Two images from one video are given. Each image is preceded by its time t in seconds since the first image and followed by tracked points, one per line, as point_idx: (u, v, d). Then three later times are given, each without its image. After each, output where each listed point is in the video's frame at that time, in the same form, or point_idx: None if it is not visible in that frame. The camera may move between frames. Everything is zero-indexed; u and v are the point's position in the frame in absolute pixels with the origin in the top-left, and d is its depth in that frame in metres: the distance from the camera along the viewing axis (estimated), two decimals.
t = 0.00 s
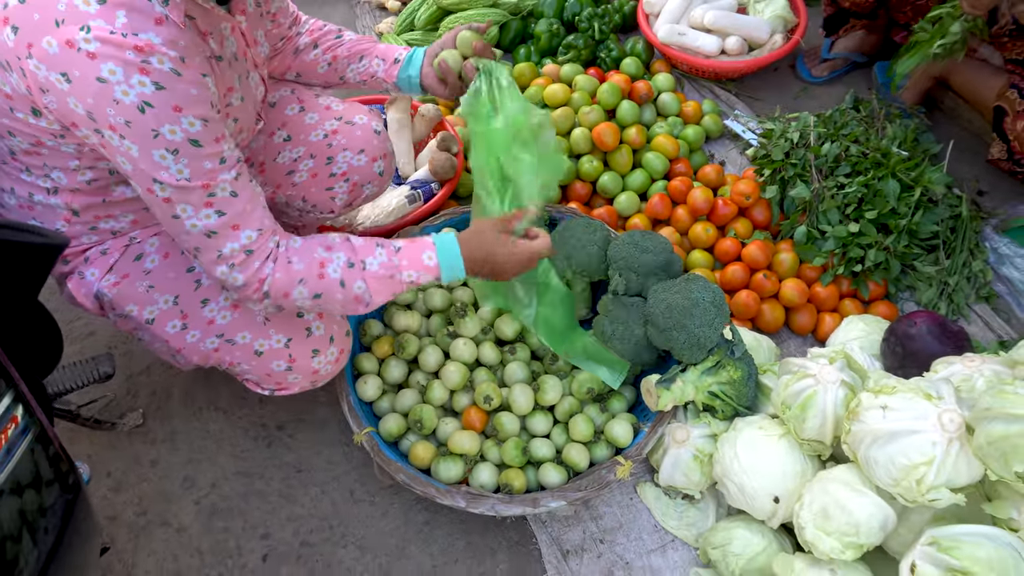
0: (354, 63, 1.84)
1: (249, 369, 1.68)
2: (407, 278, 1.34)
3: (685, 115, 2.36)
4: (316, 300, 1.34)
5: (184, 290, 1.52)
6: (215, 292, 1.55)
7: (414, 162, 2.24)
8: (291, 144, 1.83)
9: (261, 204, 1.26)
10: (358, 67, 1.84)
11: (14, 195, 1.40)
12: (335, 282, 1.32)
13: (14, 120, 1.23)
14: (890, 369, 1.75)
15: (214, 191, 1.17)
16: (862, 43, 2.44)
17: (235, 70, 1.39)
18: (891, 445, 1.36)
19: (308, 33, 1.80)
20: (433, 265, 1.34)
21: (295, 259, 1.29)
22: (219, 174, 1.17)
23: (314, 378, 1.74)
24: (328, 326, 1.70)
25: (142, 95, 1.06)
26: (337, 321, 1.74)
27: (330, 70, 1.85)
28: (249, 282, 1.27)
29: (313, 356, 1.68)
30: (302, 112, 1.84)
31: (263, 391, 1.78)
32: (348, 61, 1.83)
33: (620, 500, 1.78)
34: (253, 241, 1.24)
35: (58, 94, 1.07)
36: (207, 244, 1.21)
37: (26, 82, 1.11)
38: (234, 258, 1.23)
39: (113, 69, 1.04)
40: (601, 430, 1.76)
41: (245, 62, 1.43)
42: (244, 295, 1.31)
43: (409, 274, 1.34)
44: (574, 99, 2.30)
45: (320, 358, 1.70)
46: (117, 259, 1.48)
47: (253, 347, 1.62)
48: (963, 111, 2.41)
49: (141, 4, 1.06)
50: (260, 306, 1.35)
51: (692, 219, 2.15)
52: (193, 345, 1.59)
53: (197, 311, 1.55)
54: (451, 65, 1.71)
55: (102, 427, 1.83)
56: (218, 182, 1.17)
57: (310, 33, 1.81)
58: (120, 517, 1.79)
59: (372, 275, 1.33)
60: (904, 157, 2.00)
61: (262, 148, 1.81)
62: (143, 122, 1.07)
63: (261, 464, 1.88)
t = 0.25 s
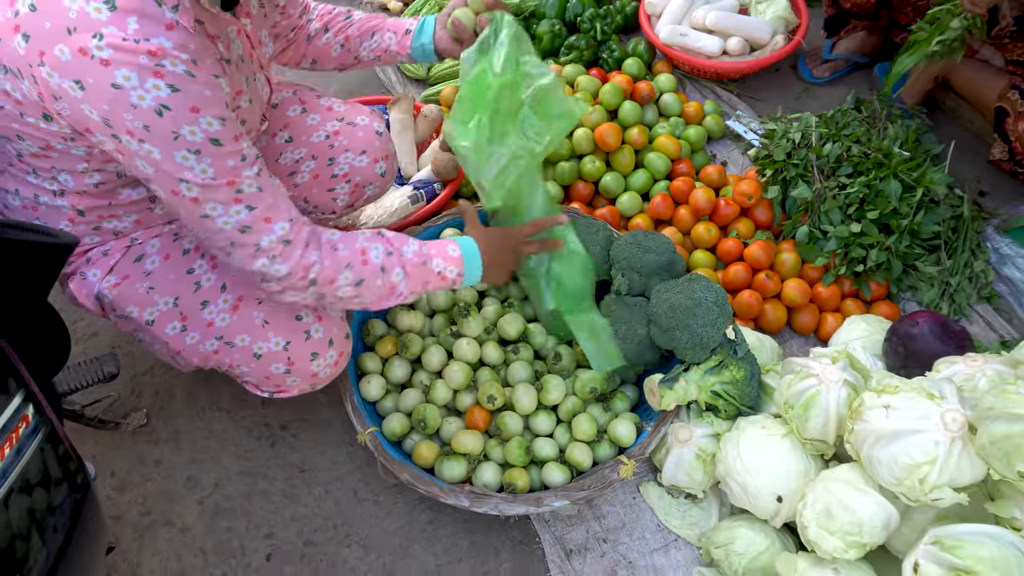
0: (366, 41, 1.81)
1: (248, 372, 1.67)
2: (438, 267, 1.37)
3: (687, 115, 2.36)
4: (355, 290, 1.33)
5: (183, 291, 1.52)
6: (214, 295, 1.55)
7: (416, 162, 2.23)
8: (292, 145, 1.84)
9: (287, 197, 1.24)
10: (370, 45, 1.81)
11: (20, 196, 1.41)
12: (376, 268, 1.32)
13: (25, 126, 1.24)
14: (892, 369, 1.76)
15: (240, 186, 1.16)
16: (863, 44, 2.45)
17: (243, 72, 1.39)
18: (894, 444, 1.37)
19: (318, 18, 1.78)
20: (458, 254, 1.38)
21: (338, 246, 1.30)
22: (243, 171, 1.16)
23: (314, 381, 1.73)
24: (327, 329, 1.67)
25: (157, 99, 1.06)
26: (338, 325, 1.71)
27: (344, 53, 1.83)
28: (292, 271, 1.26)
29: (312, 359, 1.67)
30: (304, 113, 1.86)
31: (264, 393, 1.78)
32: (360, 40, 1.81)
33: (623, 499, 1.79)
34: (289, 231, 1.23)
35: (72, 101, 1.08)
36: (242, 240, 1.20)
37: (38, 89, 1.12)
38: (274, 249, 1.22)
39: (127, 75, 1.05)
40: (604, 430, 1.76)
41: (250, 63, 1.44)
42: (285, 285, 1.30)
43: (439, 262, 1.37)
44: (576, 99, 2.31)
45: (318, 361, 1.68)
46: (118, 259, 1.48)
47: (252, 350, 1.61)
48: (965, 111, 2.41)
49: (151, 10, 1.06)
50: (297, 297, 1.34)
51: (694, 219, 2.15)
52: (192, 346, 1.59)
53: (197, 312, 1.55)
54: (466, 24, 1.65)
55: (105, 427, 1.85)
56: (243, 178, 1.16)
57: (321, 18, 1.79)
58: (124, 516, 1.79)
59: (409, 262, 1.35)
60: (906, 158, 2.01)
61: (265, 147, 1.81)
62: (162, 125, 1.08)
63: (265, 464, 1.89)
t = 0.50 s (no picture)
0: None
1: (251, 366, 1.68)
2: (457, 252, 1.47)
3: (689, 108, 2.36)
4: (385, 277, 1.39)
5: (187, 287, 1.53)
6: (217, 290, 1.56)
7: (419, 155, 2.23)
8: (291, 136, 1.83)
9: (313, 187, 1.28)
10: None
11: (25, 196, 1.40)
12: (402, 255, 1.39)
13: (42, 129, 1.23)
14: (894, 361, 1.76)
15: (274, 179, 1.19)
16: (866, 37, 2.46)
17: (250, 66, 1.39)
18: (896, 436, 1.37)
19: None
20: (472, 239, 1.48)
21: (368, 236, 1.37)
22: (275, 165, 1.19)
23: (317, 374, 1.73)
24: (330, 322, 1.68)
25: (195, 101, 1.07)
26: (340, 319, 1.71)
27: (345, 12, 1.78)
28: (326, 260, 1.30)
29: (316, 354, 1.67)
30: (301, 103, 1.83)
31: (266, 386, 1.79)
32: None
33: (625, 490, 1.79)
34: (318, 221, 1.27)
35: (104, 109, 1.07)
36: (278, 232, 1.24)
37: (67, 98, 1.11)
38: (309, 240, 1.27)
39: (164, 81, 1.05)
40: (607, 421, 1.77)
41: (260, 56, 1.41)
42: (318, 278, 1.35)
43: (457, 247, 1.46)
44: (579, 92, 2.31)
45: (323, 355, 1.68)
46: (122, 254, 1.49)
47: (255, 345, 1.62)
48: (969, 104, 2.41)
49: (178, 16, 1.03)
50: (331, 290, 1.39)
51: (697, 212, 2.16)
52: (196, 341, 1.60)
53: (200, 307, 1.55)
54: None
55: (109, 420, 1.84)
56: (275, 171, 1.19)
57: None
58: (129, 508, 1.80)
59: (429, 247, 1.43)
60: (909, 151, 2.01)
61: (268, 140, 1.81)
62: (201, 126, 1.09)
63: (268, 455, 1.89)
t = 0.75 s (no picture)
0: None
1: (246, 367, 1.67)
2: (555, 206, 1.20)
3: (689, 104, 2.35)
4: (464, 226, 1.21)
5: (181, 287, 1.52)
6: (211, 290, 1.54)
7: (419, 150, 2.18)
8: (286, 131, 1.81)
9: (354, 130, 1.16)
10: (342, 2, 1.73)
11: (29, 194, 1.40)
12: (484, 201, 1.19)
13: (64, 131, 1.25)
14: (894, 357, 1.76)
15: (309, 123, 1.10)
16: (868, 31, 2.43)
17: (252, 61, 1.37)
18: (896, 433, 1.37)
19: None
20: (581, 190, 1.20)
21: (443, 176, 1.18)
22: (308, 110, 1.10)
23: (312, 376, 1.73)
24: (325, 324, 1.67)
25: (210, 64, 1.03)
26: (336, 320, 1.70)
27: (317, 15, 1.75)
28: (392, 201, 1.16)
29: (310, 355, 1.67)
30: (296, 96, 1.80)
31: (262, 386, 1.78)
32: None
33: (624, 487, 1.79)
34: (372, 160, 1.14)
35: (128, 99, 1.06)
36: (332, 181, 1.12)
37: (88, 95, 1.11)
38: (369, 180, 1.14)
39: (177, 52, 1.02)
40: (607, 418, 1.77)
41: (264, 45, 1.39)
42: (392, 226, 1.20)
43: (557, 200, 1.19)
44: (578, 87, 2.29)
45: (317, 357, 1.68)
46: (118, 253, 1.48)
47: (249, 346, 1.61)
48: (969, 99, 2.40)
49: None
50: (409, 237, 1.22)
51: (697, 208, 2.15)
52: (190, 342, 1.59)
53: (194, 308, 1.54)
54: None
55: (108, 416, 1.83)
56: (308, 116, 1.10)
57: None
58: (128, 505, 1.80)
59: (521, 196, 1.19)
60: (909, 146, 2.01)
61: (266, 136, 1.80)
62: (223, 89, 1.04)
63: (267, 452, 1.89)
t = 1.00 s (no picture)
0: (329, 23, 1.79)
1: (252, 364, 1.67)
2: (522, 207, 1.21)
3: (689, 103, 2.35)
4: (434, 248, 1.23)
5: (185, 285, 1.52)
6: (216, 288, 1.54)
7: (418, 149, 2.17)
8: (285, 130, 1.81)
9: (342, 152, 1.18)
10: (333, 27, 1.79)
11: (28, 195, 1.40)
12: (449, 218, 1.21)
13: (59, 128, 1.24)
14: (894, 357, 1.76)
15: (299, 142, 1.11)
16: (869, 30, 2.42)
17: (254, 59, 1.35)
18: (895, 432, 1.37)
19: None
20: (547, 185, 1.21)
21: (407, 201, 1.20)
22: (301, 128, 1.12)
23: (318, 371, 1.73)
24: (331, 319, 1.69)
25: (209, 67, 1.04)
26: (340, 315, 1.72)
27: (308, 34, 1.80)
28: (363, 232, 1.18)
29: (316, 351, 1.67)
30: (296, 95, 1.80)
31: (267, 385, 1.78)
32: (321, 22, 1.78)
33: (624, 487, 1.79)
34: (352, 188, 1.16)
35: (124, 96, 1.06)
36: (308, 203, 1.14)
37: (84, 91, 1.10)
38: (341, 213, 1.16)
39: (176, 51, 1.02)
40: (607, 418, 1.77)
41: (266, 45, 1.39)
42: (359, 256, 1.21)
43: (523, 199, 1.21)
44: (578, 86, 2.29)
45: (323, 353, 1.68)
46: (121, 253, 1.48)
47: (255, 343, 1.61)
48: (969, 98, 2.40)
49: None
50: (378, 268, 1.25)
51: (697, 207, 2.16)
52: (197, 340, 1.59)
53: (199, 306, 1.54)
54: (422, 14, 1.72)
55: (108, 415, 1.82)
56: (300, 134, 1.11)
57: None
58: (128, 504, 1.80)
59: (486, 204, 1.22)
60: (909, 145, 2.00)
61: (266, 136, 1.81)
62: (218, 94, 1.05)
63: (267, 451, 1.89)
